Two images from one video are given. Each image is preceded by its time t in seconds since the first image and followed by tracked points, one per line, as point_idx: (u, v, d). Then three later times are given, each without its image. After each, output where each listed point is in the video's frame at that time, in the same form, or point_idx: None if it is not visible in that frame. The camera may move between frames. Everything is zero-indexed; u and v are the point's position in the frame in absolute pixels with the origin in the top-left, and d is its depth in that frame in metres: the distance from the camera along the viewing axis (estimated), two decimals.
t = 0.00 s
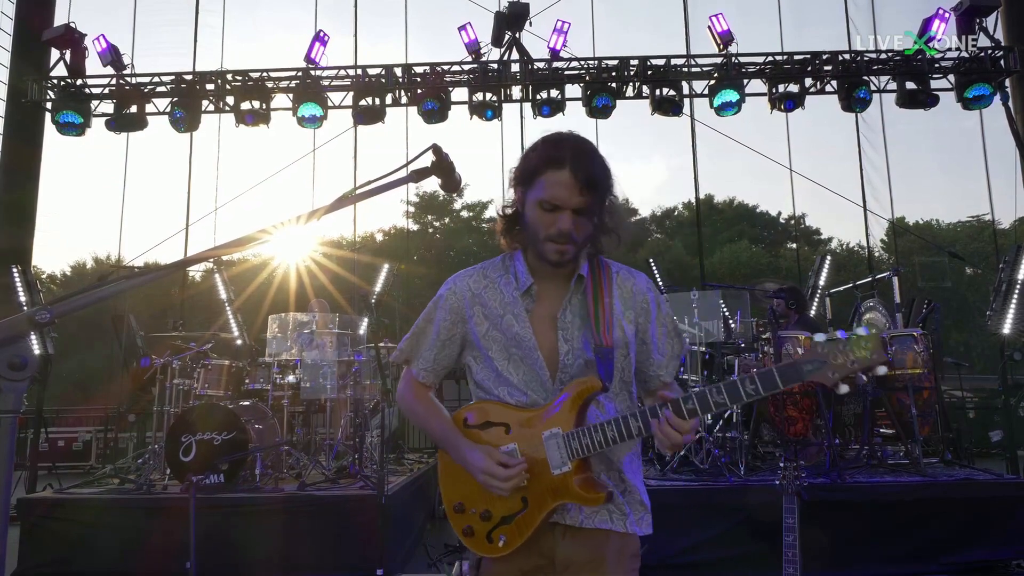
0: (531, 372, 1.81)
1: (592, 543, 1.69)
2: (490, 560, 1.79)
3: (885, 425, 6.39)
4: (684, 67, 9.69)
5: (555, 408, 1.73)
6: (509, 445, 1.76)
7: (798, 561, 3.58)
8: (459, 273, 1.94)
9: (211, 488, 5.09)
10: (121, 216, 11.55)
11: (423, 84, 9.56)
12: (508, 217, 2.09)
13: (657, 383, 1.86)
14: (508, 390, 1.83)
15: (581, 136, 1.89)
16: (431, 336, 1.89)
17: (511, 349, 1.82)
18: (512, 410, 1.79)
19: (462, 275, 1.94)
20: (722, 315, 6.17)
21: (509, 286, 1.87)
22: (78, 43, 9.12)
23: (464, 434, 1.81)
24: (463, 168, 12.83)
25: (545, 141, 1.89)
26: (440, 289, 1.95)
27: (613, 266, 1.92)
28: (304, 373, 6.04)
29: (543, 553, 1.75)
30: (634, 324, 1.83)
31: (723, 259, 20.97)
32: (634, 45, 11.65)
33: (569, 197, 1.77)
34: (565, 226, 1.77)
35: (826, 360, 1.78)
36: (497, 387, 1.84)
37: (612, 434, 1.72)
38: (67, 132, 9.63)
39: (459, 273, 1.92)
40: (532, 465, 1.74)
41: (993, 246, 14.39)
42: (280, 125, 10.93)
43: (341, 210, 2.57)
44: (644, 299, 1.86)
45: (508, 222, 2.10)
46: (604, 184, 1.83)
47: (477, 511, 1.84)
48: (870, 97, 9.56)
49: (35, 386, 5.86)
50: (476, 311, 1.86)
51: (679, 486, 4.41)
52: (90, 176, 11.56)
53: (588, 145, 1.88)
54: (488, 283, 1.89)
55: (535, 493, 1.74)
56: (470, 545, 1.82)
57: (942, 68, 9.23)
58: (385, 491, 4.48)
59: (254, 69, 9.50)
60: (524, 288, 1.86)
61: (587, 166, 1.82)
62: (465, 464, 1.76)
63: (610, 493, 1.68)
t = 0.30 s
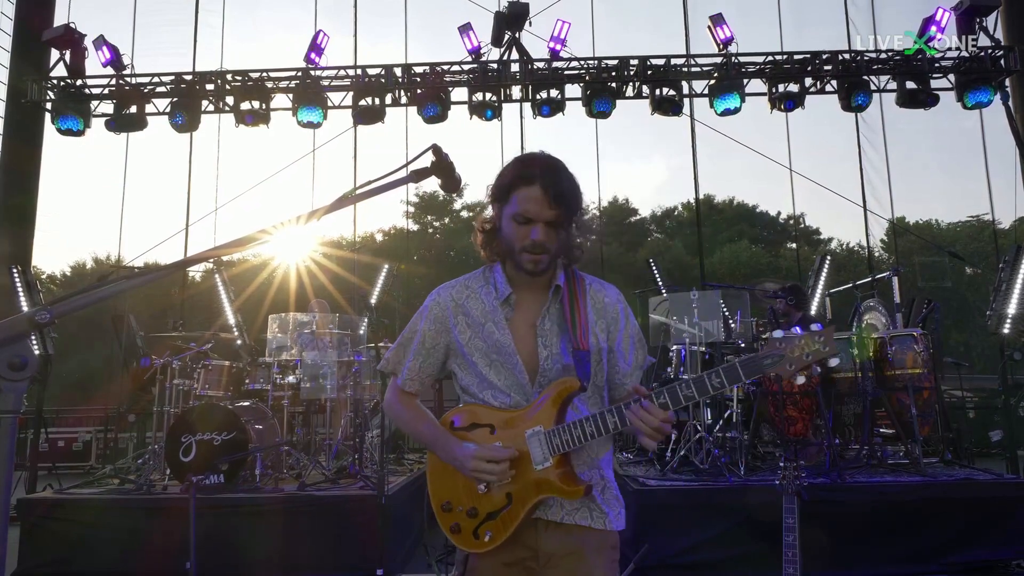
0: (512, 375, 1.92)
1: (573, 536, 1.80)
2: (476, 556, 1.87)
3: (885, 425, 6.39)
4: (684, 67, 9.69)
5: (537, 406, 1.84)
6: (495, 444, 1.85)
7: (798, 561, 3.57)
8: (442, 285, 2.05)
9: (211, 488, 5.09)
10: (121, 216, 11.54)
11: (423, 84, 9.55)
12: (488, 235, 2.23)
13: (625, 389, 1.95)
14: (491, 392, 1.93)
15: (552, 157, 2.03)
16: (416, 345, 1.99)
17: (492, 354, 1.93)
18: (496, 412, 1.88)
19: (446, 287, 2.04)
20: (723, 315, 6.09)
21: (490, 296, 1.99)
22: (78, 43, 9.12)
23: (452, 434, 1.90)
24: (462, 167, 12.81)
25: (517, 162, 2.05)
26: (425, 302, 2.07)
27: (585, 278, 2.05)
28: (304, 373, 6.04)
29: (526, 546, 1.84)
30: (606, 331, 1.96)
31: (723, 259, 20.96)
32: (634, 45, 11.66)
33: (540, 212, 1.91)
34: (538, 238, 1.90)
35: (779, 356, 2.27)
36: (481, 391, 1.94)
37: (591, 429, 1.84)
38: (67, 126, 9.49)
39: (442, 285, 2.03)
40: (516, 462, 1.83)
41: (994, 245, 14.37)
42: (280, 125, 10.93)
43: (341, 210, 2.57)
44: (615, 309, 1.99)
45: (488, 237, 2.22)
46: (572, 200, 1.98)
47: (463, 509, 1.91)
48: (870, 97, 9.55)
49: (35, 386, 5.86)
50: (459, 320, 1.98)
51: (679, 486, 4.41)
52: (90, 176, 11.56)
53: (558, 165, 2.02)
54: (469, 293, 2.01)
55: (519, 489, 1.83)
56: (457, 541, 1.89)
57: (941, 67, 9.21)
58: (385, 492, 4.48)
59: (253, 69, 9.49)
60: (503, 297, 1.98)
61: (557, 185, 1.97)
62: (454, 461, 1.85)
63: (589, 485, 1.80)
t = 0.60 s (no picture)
0: (506, 368, 1.96)
1: (566, 522, 1.84)
2: (475, 543, 1.90)
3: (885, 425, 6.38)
4: (684, 67, 9.69)
5: (529, 396, 1.89)
6: (489, 435, 1.89)
7: (797, 560, 3.57)
8: (435, 284, 2.09)
9: (211, 488, 5.10)
10: (121, 216, 11.53)
11: (423, 84, 9.55)
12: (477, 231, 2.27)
13: (615, 376, 2.00)
14: (487, 385, 1.96)
15: (536, 157, 2.06)
16: (412, 342, 2.02)
17: (487, 349, 1.97)
18: (490, 404, 1.92)
19: (439, 285, 2.07)
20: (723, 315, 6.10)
21: (482, 293, 2.02)
22: (78, 43, 9.13)
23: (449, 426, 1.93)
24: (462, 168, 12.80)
25: (501, 163, 2.08)
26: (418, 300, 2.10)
27: (573, 273, 2.10)
28: (304, 373, 6.04)
29: (521, 533, 1.88)
30: (592, 324, 2.00)
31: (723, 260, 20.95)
32: (634, 45, 11.66)
33: (525, 210, 1.95)
34: (524, 235, 1.94)
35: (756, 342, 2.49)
36: (477, 384, 1.98)
37: (582, 416, 1.89)
38: (66, 129, 9.56)
39: (435, 284, 2.06)
40: (511, 450, 1.87)
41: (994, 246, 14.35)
42: (280, 125, 10.92)
43: (341, 210, 2.57)
44: (602, 303, 2.03)
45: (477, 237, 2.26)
46: (556, 198, 2.02)
47: (461, 498, 1.94)
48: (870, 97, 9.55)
49: (35, 386, 5.87)
50: (454, 316, 2.01)
51: (679, 486, 4.41)
52: (90, 176, 11.58)
53: (543, 165, 2.05)
54: (462, 290, 2.05)
55: (515, 476, 1.86)
56: (456, 530, 1.92)
57: (942, 67, 9.21)
58: (384, 492, 4.48)
59: (253, 69, 9.50)
60: (494, 294, 2.02)
61: (540, 183, 2.00)
62: (451, 453, 1.88)
63: (582, 471, 1.84)
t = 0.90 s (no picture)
0: (508, 367, 2.01)
1: (569, 520, 1.89)
2: (481, 538, 1.95)
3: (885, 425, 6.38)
4: (684, 67, 9.68)
5: (530, 393, 1.91)
6: (492, 431, 1.92)
7: (797, 560, 3.57)
8: (440, 287, 2.14)
9: (210, 488, 5.10)
10: (121, 216, 11.53)
11: (423, 84, 9.55)
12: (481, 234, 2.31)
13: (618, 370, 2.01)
14: (490, 384, 2.01)
15: (536, 160, 2.10)
16: (418, 343, 2.08)
17: (488, 349, 2.02)
18: (494, 402, 1.96)
19: (444, 288, 2.12)
20: (723, 315, 6.10)
21: (485, 295, 2.07)
22: (78, 43, 9.12)
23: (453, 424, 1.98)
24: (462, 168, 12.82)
25: (503, 167, 2.11)
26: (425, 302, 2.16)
27: (575, 273, 2.13)
28: (304, 373, 6.04)
29: (525, 529, 1.93)
30: (593, 322, 2.03)
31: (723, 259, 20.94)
32: (633, 45, 11.66)
33: (526, 212, 1.97)
34: (524, 236, 1.96)
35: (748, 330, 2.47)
36: (480, 383, 2.02)
37: (582, 411, 1.90)
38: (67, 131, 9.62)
39: (441, 286, 2.11)
40: (513, 447, 1.90)
41: (994, 246, 14.35)
42: (280, 125, 10.92)
43: (341, 210, 2.57)
44: (602, 300, 2.06)
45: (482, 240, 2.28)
46: (556, 199, 2.04)
47: (467, 494, 2.00)
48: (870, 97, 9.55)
49: (35, 386, 5.86)
50: (457, 318, 2.06)
51: (678, 485, 4.42)
52: (90, 176, 11.59)
53: (542, 167, 2.09)
54: (466, 293, 2.10)
55: (518, 473, 1.90)
56: (463, 525, 1.97)
57: (942, 67, 9.22)
58: (384, 491, 4.48)
59: (253, 69, 9.50)
60: (496, 295, 2.07)
61: (540, 185, 2.03)
62: (456, 451, 1.92)
63: (583, 465, 1.87)
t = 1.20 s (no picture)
0: (528, 372, 2.02)
1: (585, 520, 1.92)
2: (499, 537, 1.94)
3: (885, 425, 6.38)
4: (684, 67, 9.68)
5: (556, 399, 1.94)
6: (516, 434, 1.94)
7: (798, 560, 3.57)
8: (457, 294, 2.14)
9: (211, 488, 5.10)
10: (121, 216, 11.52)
11: (423, 84, 9.55)
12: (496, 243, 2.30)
13: (631, 380, 2.08)
14: (511, 388, 2.03)
15: (549, 168, 2.11)
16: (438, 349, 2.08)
17: (509, 354, 2.03)
18: (517, 406, 1.98)
19: (461, 293, 2.12)
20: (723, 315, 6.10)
21: (503, 301, 2.07)
22: (78, 43, 9.11)
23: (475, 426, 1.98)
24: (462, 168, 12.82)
25: (516, 177, 2.13)
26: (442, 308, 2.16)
27: (589, 280, 2.15)
28: (304, 373, 6.04)
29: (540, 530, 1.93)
30: (609, 332, 2.06)
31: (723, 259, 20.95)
32: (633, 45, 11.66)
33: (543, 220, 1.99)
34: (541, 244, 1.98)
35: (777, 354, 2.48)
36: (502, 387, 2.04)
37: (610, 419, 1.95)
38: (66, 128, 9.41)
39: (458, 292, 2.11)
40: (538, 450, 1.92)
41: (994, 245, 14.34)
42: (279, 125, 10.91)
43: (341, 210, 2.57)
44: (617, 311, 2.09)
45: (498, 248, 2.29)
46: (572, 208, 2.06)
47: (487, 493, 1.99)
48: (870, 97, 9.55)
49: (35, 386, 5.86)
50: (476, 324, 2.07)
51: (679, 485, 4.42)
52: (90, 176, 11.59)
53: (556, 175, 2.10)
54: (484, 298, 2.10)
55: (542, 475, 1.92)
56: (482, 523, 1.96)
57: (942, 66, 9.19)
58: (385, 492, 4.48)
59: (253, 69, 9.50)
60: (514, 302, 2.07)
61: (556, 193, 2.04)
62: (479, 453, 1.92)
63: (606, 472, 1.91)
